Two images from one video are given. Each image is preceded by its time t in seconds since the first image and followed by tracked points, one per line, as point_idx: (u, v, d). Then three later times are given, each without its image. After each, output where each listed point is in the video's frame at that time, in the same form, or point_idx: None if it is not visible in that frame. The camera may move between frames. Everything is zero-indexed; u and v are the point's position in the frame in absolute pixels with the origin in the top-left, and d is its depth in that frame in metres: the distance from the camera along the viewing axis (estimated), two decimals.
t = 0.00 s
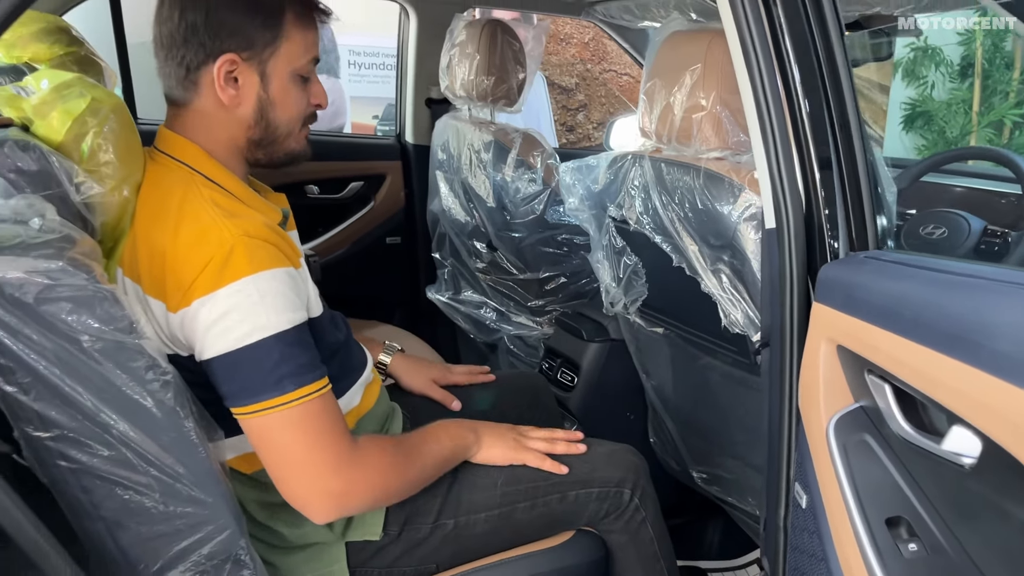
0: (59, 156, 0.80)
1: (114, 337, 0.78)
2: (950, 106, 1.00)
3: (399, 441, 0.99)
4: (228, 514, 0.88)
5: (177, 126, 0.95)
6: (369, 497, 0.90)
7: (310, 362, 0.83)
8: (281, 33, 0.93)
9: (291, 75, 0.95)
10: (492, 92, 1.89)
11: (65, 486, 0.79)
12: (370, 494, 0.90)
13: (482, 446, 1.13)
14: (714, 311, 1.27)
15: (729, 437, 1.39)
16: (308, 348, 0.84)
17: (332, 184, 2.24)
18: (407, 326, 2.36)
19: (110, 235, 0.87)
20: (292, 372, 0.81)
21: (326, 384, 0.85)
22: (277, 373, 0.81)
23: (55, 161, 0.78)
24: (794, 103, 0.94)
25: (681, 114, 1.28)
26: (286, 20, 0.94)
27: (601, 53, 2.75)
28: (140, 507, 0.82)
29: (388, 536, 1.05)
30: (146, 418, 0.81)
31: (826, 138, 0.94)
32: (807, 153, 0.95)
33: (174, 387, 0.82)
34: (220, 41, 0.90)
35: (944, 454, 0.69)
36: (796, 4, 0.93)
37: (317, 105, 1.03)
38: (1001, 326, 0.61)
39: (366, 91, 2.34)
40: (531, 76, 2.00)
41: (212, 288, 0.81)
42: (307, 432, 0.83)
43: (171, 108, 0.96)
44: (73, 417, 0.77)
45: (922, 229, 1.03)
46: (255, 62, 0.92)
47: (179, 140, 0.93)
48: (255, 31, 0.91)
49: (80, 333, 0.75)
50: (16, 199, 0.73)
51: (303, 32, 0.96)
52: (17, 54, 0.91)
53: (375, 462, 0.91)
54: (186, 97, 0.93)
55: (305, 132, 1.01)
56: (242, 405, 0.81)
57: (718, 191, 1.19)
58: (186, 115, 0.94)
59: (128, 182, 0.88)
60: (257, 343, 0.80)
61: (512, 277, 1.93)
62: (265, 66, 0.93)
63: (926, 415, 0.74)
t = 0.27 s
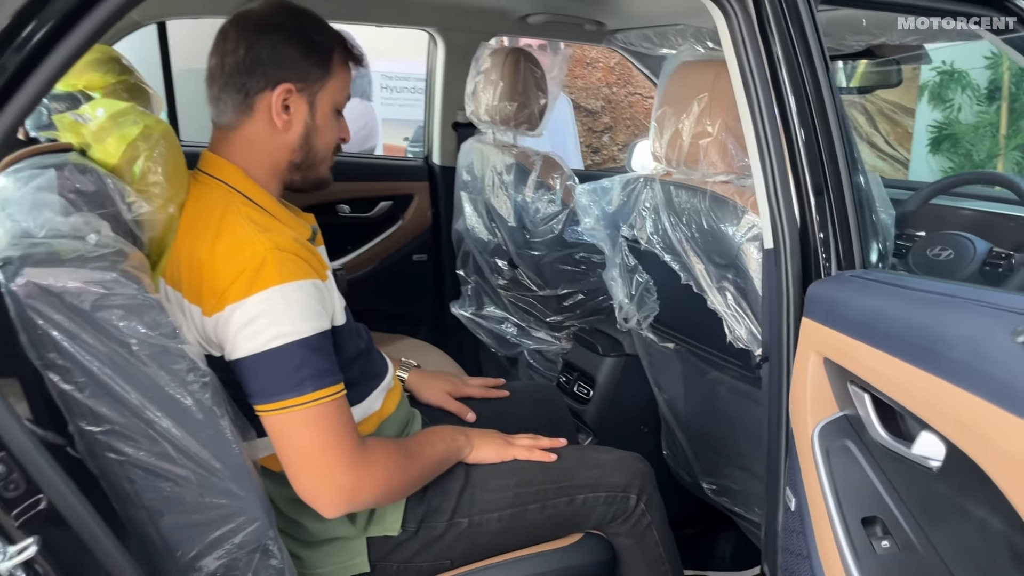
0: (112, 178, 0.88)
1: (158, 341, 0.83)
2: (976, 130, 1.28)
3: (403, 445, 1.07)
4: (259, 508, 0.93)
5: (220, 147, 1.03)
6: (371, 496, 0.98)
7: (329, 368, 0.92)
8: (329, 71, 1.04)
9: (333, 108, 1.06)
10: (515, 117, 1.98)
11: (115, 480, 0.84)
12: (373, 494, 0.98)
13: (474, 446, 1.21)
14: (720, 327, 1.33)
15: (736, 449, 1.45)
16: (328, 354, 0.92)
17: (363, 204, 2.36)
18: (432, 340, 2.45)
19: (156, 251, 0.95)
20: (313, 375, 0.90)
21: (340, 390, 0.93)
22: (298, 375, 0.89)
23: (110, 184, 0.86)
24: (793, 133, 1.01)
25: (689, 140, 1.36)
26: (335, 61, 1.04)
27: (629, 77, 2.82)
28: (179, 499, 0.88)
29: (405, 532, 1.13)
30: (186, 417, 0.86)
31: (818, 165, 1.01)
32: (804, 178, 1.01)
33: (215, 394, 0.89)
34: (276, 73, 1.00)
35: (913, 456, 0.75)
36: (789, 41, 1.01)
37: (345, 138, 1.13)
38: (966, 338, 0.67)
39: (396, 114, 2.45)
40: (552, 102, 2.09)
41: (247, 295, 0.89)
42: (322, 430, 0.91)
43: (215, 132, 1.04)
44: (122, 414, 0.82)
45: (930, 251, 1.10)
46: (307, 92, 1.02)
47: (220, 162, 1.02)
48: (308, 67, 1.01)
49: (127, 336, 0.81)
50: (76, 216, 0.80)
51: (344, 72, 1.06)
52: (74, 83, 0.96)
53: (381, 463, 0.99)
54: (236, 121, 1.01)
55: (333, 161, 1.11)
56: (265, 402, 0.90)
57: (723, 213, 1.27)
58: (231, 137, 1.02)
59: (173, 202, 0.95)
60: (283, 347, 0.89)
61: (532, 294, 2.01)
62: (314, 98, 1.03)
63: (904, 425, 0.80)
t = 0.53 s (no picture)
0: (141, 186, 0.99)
1: (177, 334, 0.94)
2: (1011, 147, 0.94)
3: (404, 435, 1.15)
4: (269, 488, 1.03)
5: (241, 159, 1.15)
6: (371, 480, 1.07)
7: (334, 360, 1.01)
8: (339, 89, 1.15)
9: (341, 124, 1.17)
10: (529, 131, 2.07)
11: (138, 459, 0.94)
12: (373, 478, 1.07)
13: (473, 439, 1.30)
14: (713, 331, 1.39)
15: (733, 451, 1.49)
16: (331, 348, 1.02)
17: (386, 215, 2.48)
18: (452, 347, 2.53)
19: (181, 253, 1.06)
20: (317, 366, 0.99)
21: (343, 380, 1.02)
22: (304, 365, 0.99)
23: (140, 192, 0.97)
24: (776, 141, 1.08)
25: (683, 154, 1.43)
26: (344, 80, 1.16)
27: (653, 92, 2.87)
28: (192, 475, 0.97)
29: (407, 517, 1.21)
30: (201, 402, 0.96)
31: (791, 175, 1.07)
32: (783, 186, 1.07)
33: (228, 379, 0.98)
34: (291, 90, 1.11)
35: (859, 444, 0.81)
36: (766, 59, 1.09)
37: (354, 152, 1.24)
38: (892, 330, 0.72)
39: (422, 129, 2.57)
40: (565, 118, 2.18)
41: (258, 291, 1.00)
42: (327, 415, 1.01)
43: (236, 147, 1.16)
44: (146, 398, 0.93)
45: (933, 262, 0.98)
46: (316, 108, 1.13)
47: (240, 172, 1.13)
48: (320, 84, 1.13)
49: (151, 328, 0.92)
50: (108, 221, 0.91)
51: (353, 90, 1.18)
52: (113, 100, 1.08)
53: (383, 449, 1.08)
54: (254, 134, 1.12)
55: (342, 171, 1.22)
56: (275, 390, 0.99)
57: (715, 223, 1.33)
58: (251, 148, 1.13)
59: (196, 208, 1.06)
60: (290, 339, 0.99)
61: (544, 301, 2.09)
62: (325, 113, 1.14)
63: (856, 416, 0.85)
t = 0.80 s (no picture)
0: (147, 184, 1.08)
1: (176, 319, 1.02)
2: (1019, 154, 0.91)
3: (387, 420, 1.23)
4: (260, 464, 1.10)
5: (240, 159, 1.23)
6: (351, 462, 1.14)
7: (319, 349, 1.10)
8: (319, 91, 1.23)
9: (325, 124, 1.25)
10: (525, 136, 2.15)
11: (138, 433, 1.02)
12: (353, 460, 1.14)
13: (456, 425, 1.38)
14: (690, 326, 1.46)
15: (712, 441, 1.55)
16: (318, 339, 1.10)
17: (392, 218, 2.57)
18: (454, 345, 2.61)
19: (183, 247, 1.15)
20: (303, 355, 1.08)
21: (327, 366, 1.10)
22: (291, 352, 1.07)
23: (145, 190, 1.06)
24: (739, 141, 1.14)
25: (661, 156, 1.51)
26: (325, 81, 1.24)
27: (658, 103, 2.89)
28: (189, 450, 1.05)
29: (393, 496, 1.29)
30: (197, 381, 1.04)
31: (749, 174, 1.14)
32: (745, 184, 1.14)
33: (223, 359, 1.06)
34: (273, 94, 1.20)
35: (795, 420, 0.87)
36: (730, 65, 1.15)
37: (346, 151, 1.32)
38: (815, 311, 0.79)
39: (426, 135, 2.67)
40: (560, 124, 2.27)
41: (251, 282, 1.08)
42: (311, 401, 1.09)
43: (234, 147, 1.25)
44: (147, 376, 1.01)
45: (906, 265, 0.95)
46: (297, 110, 1.22)
47: (239, 172, 1.22)
48: (300, 88, 1.21)
49: (151, 312, 1.00)
50: (115, 215, 0.99)
51: (337, 92, 1.26)
52: (128, 106, 1.18)
53: (365, 432, 1.16)
54: (243, 135, 1.23)
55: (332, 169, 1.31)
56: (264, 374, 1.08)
57: (690, 221, 1.40)
58: (245, 149, 1.23)
59: (197, 205, 1.15)
60: (279, 328, 1.07)
61: (539, 300, 2.16)
62: (307, 114, 1.23)
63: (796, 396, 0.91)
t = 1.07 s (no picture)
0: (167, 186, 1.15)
1: (192, 310, 1.05)
2: None
3: (397, 394, 1.19)
4: (271, 451, 1.12)
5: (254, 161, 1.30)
6: (368, 438, 1.14)
7: (329, 332, 1.13)
8: (301, 84, 1.28)
9: (318, 113, 1.30)
10: (535, 139, 2.20)
11: (155, 419, 1.04)
12: (370, 436, 1.14)
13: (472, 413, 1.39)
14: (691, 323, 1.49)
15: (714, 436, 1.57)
16: (323, 324, 1.12)
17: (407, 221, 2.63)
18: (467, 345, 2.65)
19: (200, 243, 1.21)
20: (309, 335, 1.11)
21: (329, 347, 1.12)
22: (297, 333, 1.10)
23: (165, 191, 1.12)
24: (733, 150, 1.17)
25: (663, 158, 1.56)
26: (304, 72, 1.29)
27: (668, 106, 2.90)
28: (204, 436, 1.07)
29: (400, 486, 1.31)
30: (211, 370, 1.07)
31: (744, 172, 1.16)
32: (740, 186, 1.17)
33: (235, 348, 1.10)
34: (262, 98, 1.28)
35: (778, 407, 0.90)
36: (723, 71, 1.19)
37: (352, 131, 1.36)
38: (794, 302, 0.84)
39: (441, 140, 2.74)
40: (569, 128, 2.32)
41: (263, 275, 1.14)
42: (310, 383, 1.10)
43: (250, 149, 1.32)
44: (163, 365, 1.04)
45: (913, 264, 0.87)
46: (286, 108, 1.28)
47: (256, 172, 1.29)
48: (284, 86, 1.28)
49: (168, 304, 1.03)
50: (135, 212, 1.05)
51: (322, 80, 1.30)
52: (151, 110, 1.24)
53: (365, 408, 1.13)
54: (248, 140, 1.31)
55: (342, 154, 1.35)
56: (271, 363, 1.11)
57: (691, 221, 1.43)
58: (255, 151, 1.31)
59: (214, 204, 1.21)
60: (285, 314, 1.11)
61: (549, 300, 2.21)
62: (296, 109, 1.29)
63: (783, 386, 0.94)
